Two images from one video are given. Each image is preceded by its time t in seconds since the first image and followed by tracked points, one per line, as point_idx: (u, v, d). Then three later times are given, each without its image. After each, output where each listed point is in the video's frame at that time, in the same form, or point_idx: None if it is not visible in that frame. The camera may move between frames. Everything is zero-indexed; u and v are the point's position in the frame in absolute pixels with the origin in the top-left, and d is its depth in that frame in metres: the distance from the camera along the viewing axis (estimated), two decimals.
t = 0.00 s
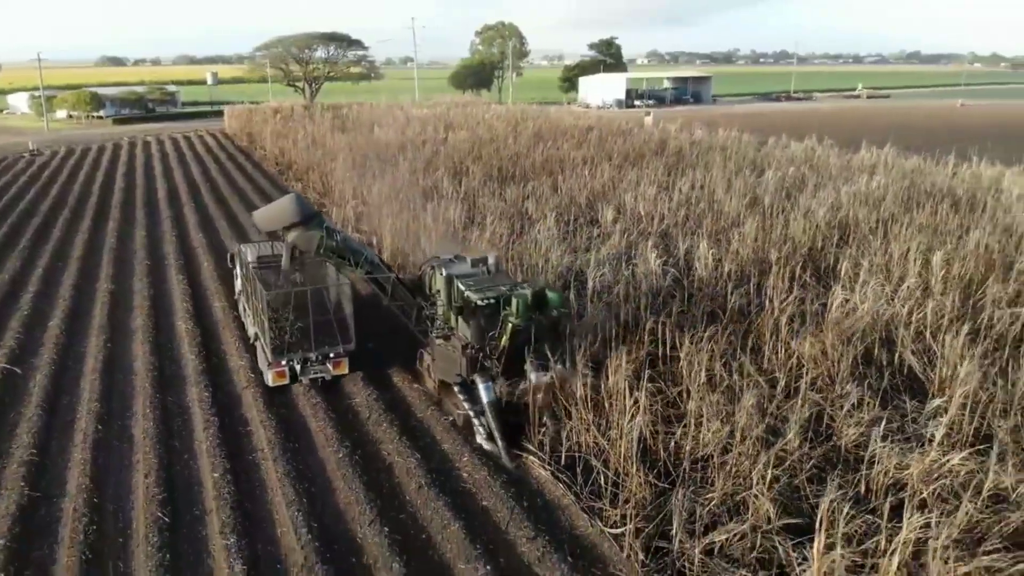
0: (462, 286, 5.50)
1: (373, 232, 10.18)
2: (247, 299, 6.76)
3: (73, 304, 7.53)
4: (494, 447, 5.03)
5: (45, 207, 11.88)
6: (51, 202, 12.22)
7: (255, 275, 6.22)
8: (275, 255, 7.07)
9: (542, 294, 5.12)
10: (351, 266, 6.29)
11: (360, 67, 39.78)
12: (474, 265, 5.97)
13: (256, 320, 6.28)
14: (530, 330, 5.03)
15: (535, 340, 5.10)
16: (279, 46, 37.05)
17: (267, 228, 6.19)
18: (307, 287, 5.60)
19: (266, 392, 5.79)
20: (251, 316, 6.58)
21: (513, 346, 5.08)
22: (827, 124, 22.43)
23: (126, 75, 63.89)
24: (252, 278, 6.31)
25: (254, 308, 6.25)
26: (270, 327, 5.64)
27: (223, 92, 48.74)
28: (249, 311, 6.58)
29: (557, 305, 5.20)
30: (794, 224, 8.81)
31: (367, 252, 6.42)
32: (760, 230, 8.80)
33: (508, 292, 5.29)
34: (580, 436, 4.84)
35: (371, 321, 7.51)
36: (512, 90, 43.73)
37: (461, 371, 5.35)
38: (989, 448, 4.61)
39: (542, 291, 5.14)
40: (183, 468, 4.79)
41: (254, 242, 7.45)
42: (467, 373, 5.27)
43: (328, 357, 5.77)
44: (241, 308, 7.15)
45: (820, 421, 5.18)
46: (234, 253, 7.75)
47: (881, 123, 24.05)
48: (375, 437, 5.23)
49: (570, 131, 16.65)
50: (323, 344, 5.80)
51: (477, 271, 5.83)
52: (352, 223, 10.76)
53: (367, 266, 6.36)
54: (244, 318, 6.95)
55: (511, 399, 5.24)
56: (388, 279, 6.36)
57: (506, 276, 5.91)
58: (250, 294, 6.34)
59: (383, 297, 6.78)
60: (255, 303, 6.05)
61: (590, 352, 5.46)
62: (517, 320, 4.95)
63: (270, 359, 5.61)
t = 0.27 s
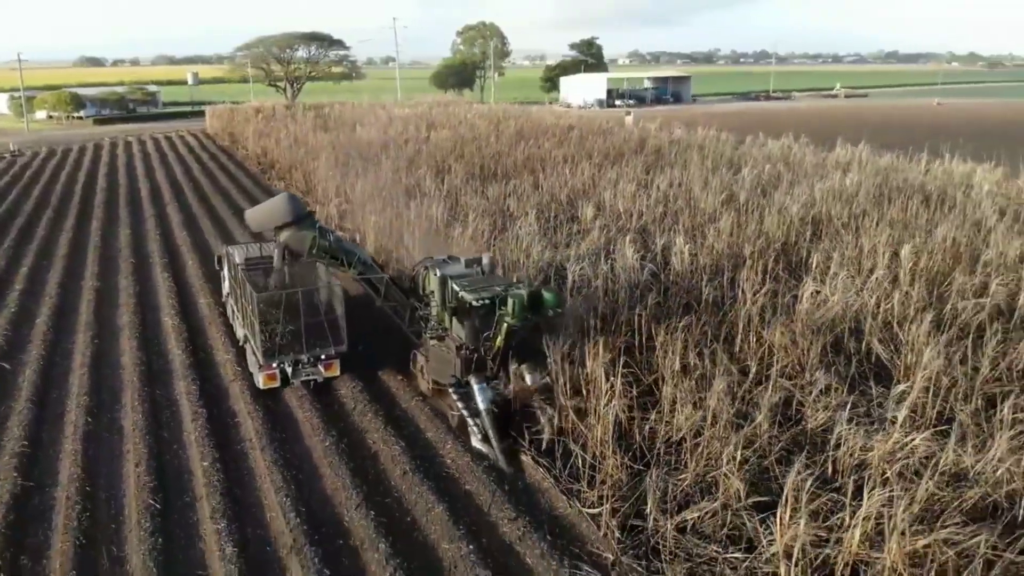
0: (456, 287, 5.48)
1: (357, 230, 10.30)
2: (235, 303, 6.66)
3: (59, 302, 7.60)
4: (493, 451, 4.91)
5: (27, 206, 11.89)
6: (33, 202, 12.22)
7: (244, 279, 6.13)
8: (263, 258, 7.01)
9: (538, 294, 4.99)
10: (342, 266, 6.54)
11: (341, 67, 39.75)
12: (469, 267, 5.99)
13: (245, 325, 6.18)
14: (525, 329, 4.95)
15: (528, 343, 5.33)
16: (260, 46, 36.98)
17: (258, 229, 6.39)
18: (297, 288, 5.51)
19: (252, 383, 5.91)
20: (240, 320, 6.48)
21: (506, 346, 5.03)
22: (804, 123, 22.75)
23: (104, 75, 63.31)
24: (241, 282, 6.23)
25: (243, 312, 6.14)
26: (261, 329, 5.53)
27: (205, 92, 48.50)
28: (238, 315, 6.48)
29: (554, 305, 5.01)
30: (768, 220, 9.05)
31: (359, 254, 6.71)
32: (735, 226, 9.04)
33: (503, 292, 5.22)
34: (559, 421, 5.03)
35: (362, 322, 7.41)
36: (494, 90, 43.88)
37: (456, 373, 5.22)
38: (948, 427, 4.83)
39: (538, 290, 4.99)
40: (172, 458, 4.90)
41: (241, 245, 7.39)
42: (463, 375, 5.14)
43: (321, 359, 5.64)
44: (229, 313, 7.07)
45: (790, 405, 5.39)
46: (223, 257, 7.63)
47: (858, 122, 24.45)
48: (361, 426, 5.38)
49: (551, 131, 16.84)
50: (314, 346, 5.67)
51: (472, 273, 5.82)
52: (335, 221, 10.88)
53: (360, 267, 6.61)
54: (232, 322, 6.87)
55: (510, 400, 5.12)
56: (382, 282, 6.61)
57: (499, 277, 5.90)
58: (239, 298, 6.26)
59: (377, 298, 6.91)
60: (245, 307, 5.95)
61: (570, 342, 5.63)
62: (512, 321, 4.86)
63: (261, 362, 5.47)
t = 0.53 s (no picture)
0: (465, 288, 5.41)
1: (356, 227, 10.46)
2: (241, 303, 6.72)
3: (65, 298, 7.74)
4: (500, 451, 5.00)
5: (31, 205, 12.03)
6: (36, 200, 12.36)
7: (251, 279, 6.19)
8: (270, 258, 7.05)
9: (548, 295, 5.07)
10: (350, 266, 6.57)
11: (339, 67, 39.88)
12: (478, 266, 5.89)
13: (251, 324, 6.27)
14: (535, 331, 5.05)
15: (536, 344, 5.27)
16: (259, 46, 37.12)
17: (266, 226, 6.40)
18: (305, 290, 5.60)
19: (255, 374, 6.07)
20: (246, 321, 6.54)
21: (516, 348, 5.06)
22: (799, 122, 22.95)
23: (102, 75, 63.43)
24: (248, 282, 6.31)
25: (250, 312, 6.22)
26: (269, 330, 5.60)
27: (203, 91, 48.61)
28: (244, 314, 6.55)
29: (565, 306, 5.09)
30: (759, 217, 9.23)
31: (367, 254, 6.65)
32: (728, 223, 9.21)
33: (513, 292, 5.15)
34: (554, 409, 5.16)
35: (370, 324, 7.45)
36: (492, 89, 44.04)
37: (465, 375, 5.19)
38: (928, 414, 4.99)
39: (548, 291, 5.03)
40: (179, 445, 5.05)
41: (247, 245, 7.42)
42: (471, 376, 5.15)
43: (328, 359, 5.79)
44: (234, 313, 7.12)
45: (777, 393, 5.55)
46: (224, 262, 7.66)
47: (853, 121, 24.66)
48: (362, 415, 5.56)
49: (548, 130, 17.02)
50: (322, 347, 5.81)
51: (481, 272, 5.73)
52: (335, 219, 11.04)
53: (368, 268, 6.60)
54: (237, 321, 6.92)
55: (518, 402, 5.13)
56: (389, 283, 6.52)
57: (508, 277, 5.79)
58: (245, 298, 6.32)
59: (384, 299, 6.86)
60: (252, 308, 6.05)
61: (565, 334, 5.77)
62: (523, 322, 4.97)
63: (269, 363, 5.59)
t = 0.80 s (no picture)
0: (473, 288, 5.51)
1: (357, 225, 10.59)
2: (247, 305, 6.68)
3: (70, 294, 7.85)
4: (509, 451, 5.03)
5: (34, 203, 12.13)
6: (39, 199, 12.46)
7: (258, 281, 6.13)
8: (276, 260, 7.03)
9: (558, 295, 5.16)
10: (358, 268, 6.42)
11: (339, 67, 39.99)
12: (485, 266, 5.97)
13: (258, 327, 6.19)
14: (544, 331, 5.15)
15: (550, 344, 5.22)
16: (259, 46, 37.27)
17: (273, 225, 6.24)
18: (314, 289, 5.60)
19: (258, 367, 6.19)
20: (253, 323, 6.48)
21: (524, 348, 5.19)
22: (796, 122, 23.10)
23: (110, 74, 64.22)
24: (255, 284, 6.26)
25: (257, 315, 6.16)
26: (278, 330, 5.57)
27: (203, 92, 48.73)
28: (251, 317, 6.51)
29: (575, 306, 5.19)
30: (753, 215, 9.38)
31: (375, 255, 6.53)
32: (722, 220, 9.36)
33: (521, 293, 5.27)
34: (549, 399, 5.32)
35: (377, 326, 7.46)
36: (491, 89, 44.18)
37: (473, 374, 5.30)
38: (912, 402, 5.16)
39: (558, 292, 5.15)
40: (185, 433, 5.16)
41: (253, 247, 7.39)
42: (479, 376, 5.28)
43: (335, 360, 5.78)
44: (240, 316, 7.07)
45: (766, 384, 5.70)
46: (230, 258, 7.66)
47: (849, 120, 24.82)
48: (363, 406, 5.70)
49: (546, 129, 17.16)
50: (330, 347, 5.79)
51: (488, 274, 5.81)
52: (336, 217, 11.17)
53: (376, 269, 6.50)
54: (244, 324, 6.87)
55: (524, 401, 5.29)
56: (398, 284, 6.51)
57: (516, 278, 5.89)
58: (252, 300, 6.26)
59: (391, 300, 6.84)
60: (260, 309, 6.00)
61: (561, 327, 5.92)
62: (534, 323, 5.04)
63: (278, 364, 5.55)
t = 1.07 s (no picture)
0: (464, 287, 5.58)
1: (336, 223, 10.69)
2: (232, 308, 6.59)
3: (50, 292, 7.87)
4: (501, 451, 5.03)
5: (10, 204, 12.06)
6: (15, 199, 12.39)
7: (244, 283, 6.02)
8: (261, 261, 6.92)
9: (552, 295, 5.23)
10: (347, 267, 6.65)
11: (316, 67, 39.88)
12: (475, 266, 6.07)
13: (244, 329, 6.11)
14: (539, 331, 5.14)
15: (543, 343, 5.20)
16: (235, 46, 37.10)
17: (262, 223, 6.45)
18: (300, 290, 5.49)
19: (240, 360, 6.28)
20: (238, 326, 6.39)
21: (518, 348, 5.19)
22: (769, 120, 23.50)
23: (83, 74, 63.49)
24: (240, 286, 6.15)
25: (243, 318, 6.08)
26: (264, 332, 5.48)
27: (179, 92, 48.35)
28: (236, 319, 6.42)
29: (569, 306, 5.23)
30: (724, 211, 9.63)
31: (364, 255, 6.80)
32: (694, 215, 9.60)
33: (513, 292, 5.33)
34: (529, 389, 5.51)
35: (366, 325, 7.52)
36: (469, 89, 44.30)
37: (465, 375, 5.31)
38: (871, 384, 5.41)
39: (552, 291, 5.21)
40: (168, 425, 5.24)
41: (236, 248, 7.30)
42: (471, 376, 5.28)
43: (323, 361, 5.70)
44: (224, 319, 6.98)
45: (735, 370, 5.93)
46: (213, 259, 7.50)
47: (821, 119, 25.28)
48: (344, 398, 5.84)
49: (523, 128, 17.35)
50: (318, 349, 5.70)
51: (479, 273, 5.90)
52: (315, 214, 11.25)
53: (366, 269, 6.75)
54: (228, 326, 6.80)
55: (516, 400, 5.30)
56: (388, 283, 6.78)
57: (506, 277, 5.97)
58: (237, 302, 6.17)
59: (381, 300, 7.09)
60: (245, 311, 5.90)
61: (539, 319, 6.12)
62: (529, 322, 5.09)
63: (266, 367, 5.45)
